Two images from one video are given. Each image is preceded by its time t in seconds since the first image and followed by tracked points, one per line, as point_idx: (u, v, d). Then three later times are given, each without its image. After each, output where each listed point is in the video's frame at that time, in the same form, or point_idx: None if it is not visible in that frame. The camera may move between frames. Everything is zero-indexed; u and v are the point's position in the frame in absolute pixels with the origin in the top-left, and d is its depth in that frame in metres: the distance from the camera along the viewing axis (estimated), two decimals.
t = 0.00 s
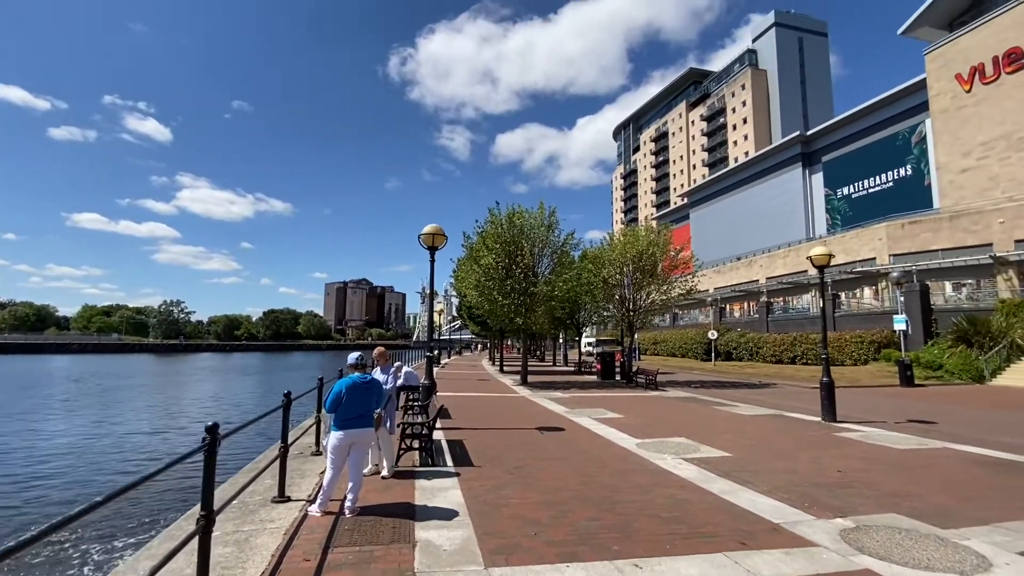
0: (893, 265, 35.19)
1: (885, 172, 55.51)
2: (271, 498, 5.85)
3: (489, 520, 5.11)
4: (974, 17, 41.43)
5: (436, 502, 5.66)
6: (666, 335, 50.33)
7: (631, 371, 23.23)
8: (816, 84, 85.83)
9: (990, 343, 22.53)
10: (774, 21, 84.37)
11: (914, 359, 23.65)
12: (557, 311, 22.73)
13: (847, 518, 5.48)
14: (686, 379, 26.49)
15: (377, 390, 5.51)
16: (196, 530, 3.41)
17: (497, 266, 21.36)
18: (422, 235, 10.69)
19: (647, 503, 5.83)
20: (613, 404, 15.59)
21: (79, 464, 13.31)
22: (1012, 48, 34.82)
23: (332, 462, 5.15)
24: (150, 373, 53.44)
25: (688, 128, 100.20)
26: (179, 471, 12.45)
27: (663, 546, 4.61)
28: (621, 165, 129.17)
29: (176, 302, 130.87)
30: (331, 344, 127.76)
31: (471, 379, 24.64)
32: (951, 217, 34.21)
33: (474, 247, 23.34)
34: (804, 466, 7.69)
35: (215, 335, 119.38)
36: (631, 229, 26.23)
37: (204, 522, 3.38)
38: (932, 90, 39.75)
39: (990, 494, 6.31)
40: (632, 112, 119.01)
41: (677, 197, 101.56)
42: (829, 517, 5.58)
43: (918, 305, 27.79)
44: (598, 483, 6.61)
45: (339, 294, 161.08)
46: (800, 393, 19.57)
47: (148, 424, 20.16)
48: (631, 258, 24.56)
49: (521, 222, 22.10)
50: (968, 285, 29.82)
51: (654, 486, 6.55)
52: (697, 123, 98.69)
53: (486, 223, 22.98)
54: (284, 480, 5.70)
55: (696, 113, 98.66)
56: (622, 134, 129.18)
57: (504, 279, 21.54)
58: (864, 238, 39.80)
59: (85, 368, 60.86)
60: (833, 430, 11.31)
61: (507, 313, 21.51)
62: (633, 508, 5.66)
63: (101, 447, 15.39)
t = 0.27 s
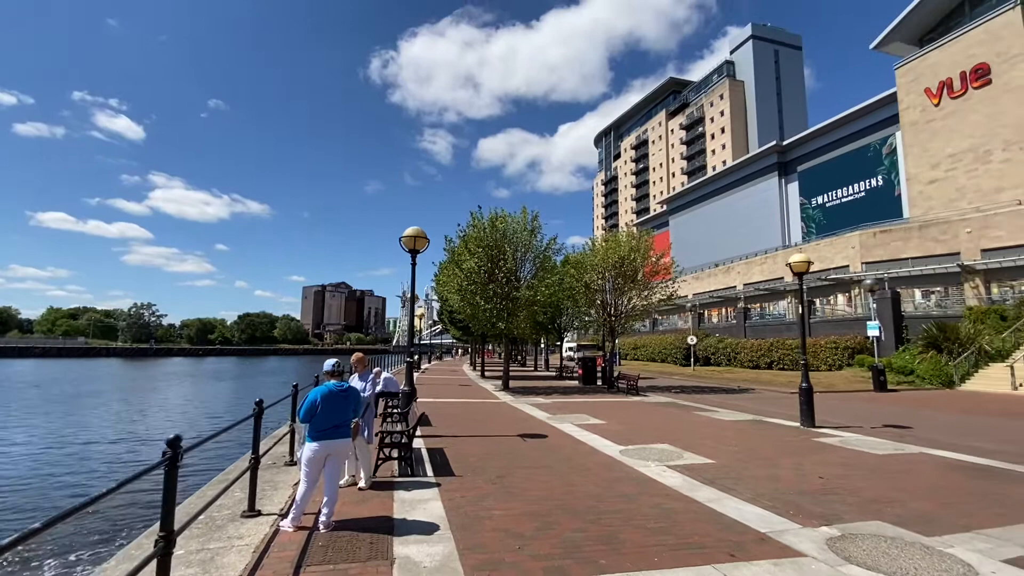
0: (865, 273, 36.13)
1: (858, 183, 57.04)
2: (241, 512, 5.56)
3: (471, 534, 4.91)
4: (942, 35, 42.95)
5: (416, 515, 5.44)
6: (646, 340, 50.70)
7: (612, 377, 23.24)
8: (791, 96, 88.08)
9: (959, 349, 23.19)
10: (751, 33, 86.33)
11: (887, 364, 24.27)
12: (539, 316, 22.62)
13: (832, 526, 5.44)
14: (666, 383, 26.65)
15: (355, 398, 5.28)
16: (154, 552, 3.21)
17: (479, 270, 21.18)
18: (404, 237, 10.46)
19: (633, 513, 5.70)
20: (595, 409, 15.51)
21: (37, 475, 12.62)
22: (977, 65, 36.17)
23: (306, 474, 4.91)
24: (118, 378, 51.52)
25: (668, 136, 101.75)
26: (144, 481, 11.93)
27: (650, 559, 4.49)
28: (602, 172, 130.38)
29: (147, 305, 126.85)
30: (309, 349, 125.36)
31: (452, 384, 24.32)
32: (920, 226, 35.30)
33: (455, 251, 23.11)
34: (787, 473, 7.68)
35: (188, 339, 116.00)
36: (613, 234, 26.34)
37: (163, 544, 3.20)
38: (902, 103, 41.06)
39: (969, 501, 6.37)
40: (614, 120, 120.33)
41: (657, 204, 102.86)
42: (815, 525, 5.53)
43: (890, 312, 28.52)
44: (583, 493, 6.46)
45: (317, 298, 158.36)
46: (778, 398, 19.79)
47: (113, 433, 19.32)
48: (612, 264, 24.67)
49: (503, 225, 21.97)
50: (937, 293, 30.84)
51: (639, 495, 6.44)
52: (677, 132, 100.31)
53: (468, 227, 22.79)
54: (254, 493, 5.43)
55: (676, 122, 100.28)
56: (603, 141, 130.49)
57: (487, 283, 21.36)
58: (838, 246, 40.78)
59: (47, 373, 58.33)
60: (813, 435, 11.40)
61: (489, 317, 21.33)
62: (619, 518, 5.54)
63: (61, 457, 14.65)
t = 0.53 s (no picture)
0: (838, 279, 37.04)
1: (830, 192, 58.55)
2: (202, 524, 5.26)
3: (448, 545, 4.70)
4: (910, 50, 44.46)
5: (389, 526, 5.21)
6: (625, 344, 51.01)
7: (592, 381, 23.20)
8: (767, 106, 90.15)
9: (927, 354, 23.85)
10: (729, 44, 88.18)
11: (859, 369, 24.90)
12: (519, 320, 22.44)
13: (813, 532, 5.39)
14: (645, 388, 26.73)
15: (326, 403, 5.02)
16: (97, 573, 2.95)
17: (459, 273, 20.91)
18: (382, 237, 10.18)
19: (614, 521, 5.57)
20: (575, 413, 15.41)
21: None
22: (944, 80, 37.52)
23: (273, 483, 4.64)
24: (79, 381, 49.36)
25: (648, 143, 103.08)
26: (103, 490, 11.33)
27: (632, 568, 4.35)
28: (582, 177, 131.33)
29: (114, 305, 122.47)
30: (284, 352, 122.68)
31: (431, 388, 23.94)
32: (889, 235, 36.35)
33: (435, 253, 22.84)
34: (766, 477, 7.66)
35: (157, 341, 112.26)
36: (593, 238, 26.38)
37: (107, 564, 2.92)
38: (873, 115, 42.34)
39: (944, 504, 6.42)
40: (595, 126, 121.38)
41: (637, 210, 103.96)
42: (797, 531, 5.48)
43: (861, 317, 29.23)
44: (563, 499, 6.31)
45: (293, 300, 155.22)
46: (755, 402, 20.00)
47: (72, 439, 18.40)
48: (592, 268, 24.73)
49: (484, 228, 21.77)
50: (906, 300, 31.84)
51: (620, 501, 6.33)
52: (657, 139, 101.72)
53: (449, 229, 22.54)
54: (217, 503, 5.14)
55: (656, 129, 101.67)
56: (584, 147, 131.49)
57: (467, 285, 21.12)
58: (811, 253, 41.70)
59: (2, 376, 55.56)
60: (789, 439, 11.48)
61: (469, 321, 21.10)
62: (600, 525, 5.42)
63: (13, 465, 13.85)
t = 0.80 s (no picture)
0: (811, 284, 37.87)
1: (804, 199, 59.96)
2: (156, 535, 4.93)
3: (418, 555, 4.48)
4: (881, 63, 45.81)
5: (357, 535, 4.95)
6: (605, 347, 51.26)
7: (571, 383, 23.13)
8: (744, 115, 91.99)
9: (895, 357, 24.50)
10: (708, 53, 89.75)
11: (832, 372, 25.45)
12: (499, 321, 22.25)
13: (792, 536, 5.33)
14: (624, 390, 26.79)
15: (290, 406, 4.75)
16: None
17: (438, 273, 20.63)
18: (356, 234, 9.90)
19: (592, 527, 5.42)
20: (553, 416, 15.28)
21: None
22: (913, 92, 38.76)
23: (231, 492, 4.36)
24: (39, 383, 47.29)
25: (628, 148, 104.18)
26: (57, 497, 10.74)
27: None
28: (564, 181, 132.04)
29: (79, 304, 117.97)
30: (259, 353, 119.92)
31: (408, 391, 23.52)
32: (860, 241, 37.32)
33: (414, 253, 22.51)
34: (744, 480, 7.62)
35: (124, 341, 108.47)
36: (574, 240, 26.39)
37: None
38: (846, 125, 43.51)
39: (918, 507, 6.46)
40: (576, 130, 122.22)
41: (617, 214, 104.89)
42: (776, 535, 5.41)
43: (833, 321, 29.88)
44: (539, 504, 6.15)
45: (269, 300, 152.02)
46: (731, 405, 20.19)
47: (27, 444, 17.47)
48: (572, 270, 24.72)
49: (464, 229, 21.53)
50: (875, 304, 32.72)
51: (598, 506, 6.19)
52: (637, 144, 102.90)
53: (428, 229, 22.24)
54: (172, 513, 4.82)
55: (636, 134, 102.82)
56: (565, 150, 132.24)
57: (446, 286, 20.86)
58: (785, 258, 42.57)
59: None
60: (766, 442, 11.55)
61: (447, 322, 20.83)
62: (577, 532, 5.26)
63: None
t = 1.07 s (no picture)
0: (786, 288, 38.57)
1: (780, 205, 61.12)
2: (102, 552, 4.59)
3: (385, 569, 4.24)
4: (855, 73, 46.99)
5: (322, 548, 4.68)
6: (585, 349, 51.41)
7: (551, 386, 23.00)
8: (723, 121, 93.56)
9: (867, 360, 25.04)
10: (688, 59, 90.97)
11: (806, 375, 25.84)
12: (479, 323, 22.02)
13: (771, 543, 5.25)
14: (603, 392, 26.79)
15: (250, 411, 4.48)
16: None
17: (417, 274, 20.31)
18: (330, 232, 9.59)
19: (569, 537, 5.25)
20: (532, 419, 15.11)
21: None
22: (884, 102, 39.86)
23: (184, 504, 4.06)
24: None
25: (610, 152, 105.01)
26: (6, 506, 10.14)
27: None
28: (546, 183, 132.43)
29: (42, 302, 113.46)
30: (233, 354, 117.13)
31: (385, 394, 23.07)
32: (834, 247, 38.14)
33: (393, 253, 22.11)
34: (722, 485, 7.55)
35: (91, 341, 104.65)
36: (555, 242, 26.32)
37: None
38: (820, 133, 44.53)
39: (894, 511, 6.48)
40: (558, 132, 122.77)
41: (598, 217, 105.58)
42: (755, 542, 5.32)
43: (807, 325, 30.43)
44: (515, 513, 5.97)
45: (244, 300, 148.65)
46: (709, 407, 20.31)
47: None
48: (553, 272, 24.65)
49: (444, 229, 21.23)
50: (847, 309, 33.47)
51: (575, 514, 6.03)
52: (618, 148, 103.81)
53: (408, 228, 21.87)
54: (120, 528, 4.49)
55: (618, 138, 103.72)
56: (547, 153, 132.66)
57: (425, 287, 20.55)
58: (762, 263, 43.29)
59: None
60: (743, 445, 11.54)
61: (426, 324, 20.52)
62: (554, 542, 5.08)
63: None
